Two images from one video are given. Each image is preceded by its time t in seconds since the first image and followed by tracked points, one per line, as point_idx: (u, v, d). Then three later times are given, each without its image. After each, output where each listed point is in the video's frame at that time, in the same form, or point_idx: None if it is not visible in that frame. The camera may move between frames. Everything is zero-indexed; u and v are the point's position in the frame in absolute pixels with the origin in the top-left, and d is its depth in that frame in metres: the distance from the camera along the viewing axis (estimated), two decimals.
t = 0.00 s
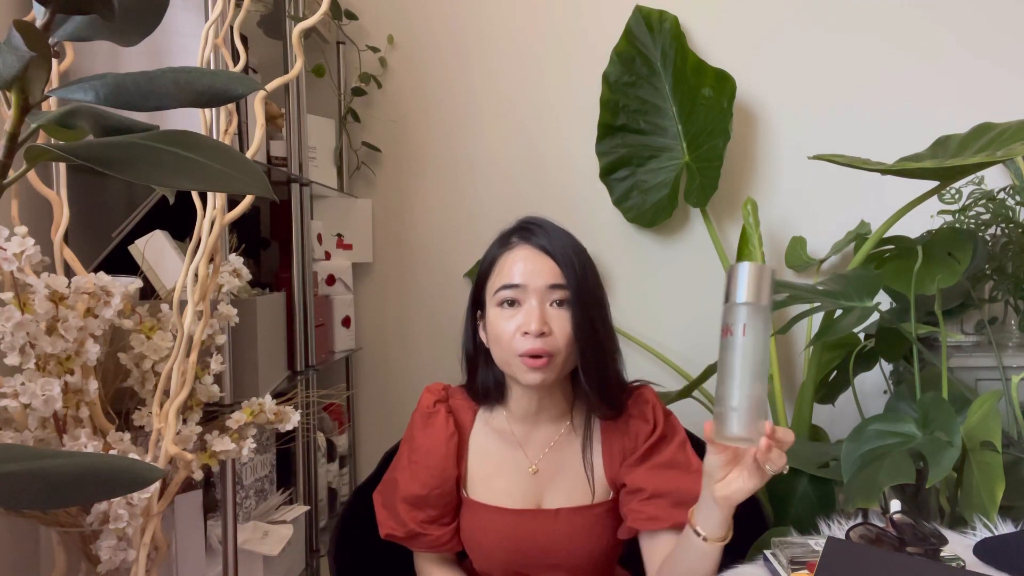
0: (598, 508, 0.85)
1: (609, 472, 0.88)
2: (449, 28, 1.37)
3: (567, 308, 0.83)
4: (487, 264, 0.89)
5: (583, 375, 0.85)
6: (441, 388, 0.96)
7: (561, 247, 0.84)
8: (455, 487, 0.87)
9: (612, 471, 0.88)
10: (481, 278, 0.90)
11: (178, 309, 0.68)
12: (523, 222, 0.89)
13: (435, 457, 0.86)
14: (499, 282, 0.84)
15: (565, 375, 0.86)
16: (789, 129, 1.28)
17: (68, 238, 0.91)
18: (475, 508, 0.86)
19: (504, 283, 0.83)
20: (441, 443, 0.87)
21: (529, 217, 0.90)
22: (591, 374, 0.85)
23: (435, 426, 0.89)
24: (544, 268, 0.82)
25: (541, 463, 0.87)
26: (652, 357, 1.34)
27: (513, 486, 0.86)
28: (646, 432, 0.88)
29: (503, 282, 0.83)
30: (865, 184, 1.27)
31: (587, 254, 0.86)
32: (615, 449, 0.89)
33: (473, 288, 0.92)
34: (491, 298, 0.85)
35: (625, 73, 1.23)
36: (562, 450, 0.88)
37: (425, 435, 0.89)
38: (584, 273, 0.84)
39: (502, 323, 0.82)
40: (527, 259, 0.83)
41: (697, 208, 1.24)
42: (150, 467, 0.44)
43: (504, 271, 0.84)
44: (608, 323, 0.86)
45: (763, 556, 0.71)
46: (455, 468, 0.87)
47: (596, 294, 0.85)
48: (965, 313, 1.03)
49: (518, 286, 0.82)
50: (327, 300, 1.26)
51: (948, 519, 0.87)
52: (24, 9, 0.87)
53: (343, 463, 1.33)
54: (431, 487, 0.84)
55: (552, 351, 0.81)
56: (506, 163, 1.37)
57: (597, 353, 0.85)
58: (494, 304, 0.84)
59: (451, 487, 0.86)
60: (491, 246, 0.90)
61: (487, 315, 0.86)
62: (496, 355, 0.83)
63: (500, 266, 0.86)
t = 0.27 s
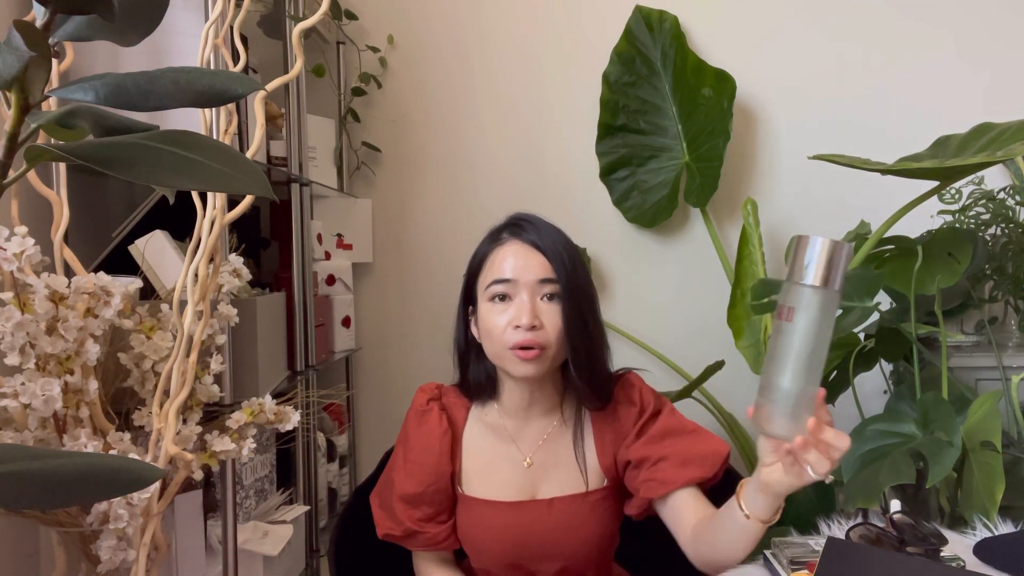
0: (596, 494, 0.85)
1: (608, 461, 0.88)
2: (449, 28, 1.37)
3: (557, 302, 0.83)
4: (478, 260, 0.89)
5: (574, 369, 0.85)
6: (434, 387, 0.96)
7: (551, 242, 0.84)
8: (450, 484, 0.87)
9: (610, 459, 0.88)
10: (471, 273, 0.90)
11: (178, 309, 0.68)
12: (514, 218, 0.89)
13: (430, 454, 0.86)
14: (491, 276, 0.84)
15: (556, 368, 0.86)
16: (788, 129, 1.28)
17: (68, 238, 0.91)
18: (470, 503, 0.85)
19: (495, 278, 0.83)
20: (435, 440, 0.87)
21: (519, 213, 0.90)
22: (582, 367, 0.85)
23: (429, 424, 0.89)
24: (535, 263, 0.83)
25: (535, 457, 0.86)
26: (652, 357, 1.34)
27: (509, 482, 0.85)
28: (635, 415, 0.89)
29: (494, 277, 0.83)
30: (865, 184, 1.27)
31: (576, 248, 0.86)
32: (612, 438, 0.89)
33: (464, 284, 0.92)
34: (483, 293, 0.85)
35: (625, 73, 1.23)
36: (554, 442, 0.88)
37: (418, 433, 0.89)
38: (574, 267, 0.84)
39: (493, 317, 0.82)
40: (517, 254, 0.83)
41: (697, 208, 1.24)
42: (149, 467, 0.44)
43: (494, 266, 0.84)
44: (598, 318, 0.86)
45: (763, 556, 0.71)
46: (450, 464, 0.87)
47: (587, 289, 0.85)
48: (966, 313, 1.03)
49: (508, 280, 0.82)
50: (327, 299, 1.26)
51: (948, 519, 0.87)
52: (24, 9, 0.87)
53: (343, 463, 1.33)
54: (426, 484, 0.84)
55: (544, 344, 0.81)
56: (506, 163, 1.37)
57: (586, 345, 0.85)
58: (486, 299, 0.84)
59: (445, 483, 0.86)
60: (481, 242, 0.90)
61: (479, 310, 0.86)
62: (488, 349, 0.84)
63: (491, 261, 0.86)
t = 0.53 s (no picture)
0: (597, 489, 0.86)
1: (606, 456, 0.87)
2: (449, 28, 1.37)
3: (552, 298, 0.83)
4: (472, 258, 0.89)
5: (568, 365, 0.84)
6: (429, 387, 0.96)
7: (546, 240, 0.84)
8: (447, 482, 0.87)
9: (608, 455, 0.88)
10: (465, 270, 0.90)
11: (178, 309, 0.68)
12: (507, 217, 0.89)
13: (426, 452, 0.86)
14: (485, 273, 0.84)
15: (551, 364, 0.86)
16: (788, 129, 1.28)
17: (68, 238, 0.91)
18: (466, 501, 0.85)
19: (489, 275, 0.83)
20: (431, 438, 0.87)
21: (513, 212, 0.90)
22: (577, 364, 0.84)
23: (424, 422, 0.90)
24: (530, 260, 0.83)
25: (531, 454, 0.86)
26: (651, 357, 1.34)
27: (507, 480, 0.85)
28: (628, 409, 0.89)
29: (489, 274, 0.83)
30: (865, 184, 1.27)
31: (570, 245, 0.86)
32: (609, 434, 0.89)
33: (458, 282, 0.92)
34: (478, 291, 0.85)
35: (625, 73, 1.23)
36: (550, 439, 0.88)
37: (414, 432, 0.89)
38: (569, 264, 0.84)
39: (488, 314, 0.82)
40: (512, 251, 0.83)
41: (697, 208, 1.24)
42: (149, 466, 0.44)
43: (489, 263, 0.84)
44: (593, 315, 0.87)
45: (764, 556, 0.70)
46: (446, 462, 0.87)
47: (581, 286, 0.85)
48: (966, 313, 1.03)
49: (503, 277, 0.82)
50: (327, 299, 1.26)
51: (948, 519, 0.87)
52: (24, 9, 0.87)
53: (343, 463, 1.33)
54: (423, 482, 0.84)
55: (539, 341, 0.81)
56: (505, 162, 1.37)
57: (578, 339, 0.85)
58: (481, 296, 0.84)
59: (442, 481, 0.86)
60: (474, 241, 0.90)
61: (474, 307, 0.86)
62: (482, 347, 0.84)
63: (486, 259, 0.86)
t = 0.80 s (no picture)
0: (596, 491, 0.86)
1: (604, 459, 0.88)
2: (449, 28, 1.37)
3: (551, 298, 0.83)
4: (471, 260, 0.89)
5: (569, 365, 0.84)
6: (427, 386, 0.96)
7: (545, 240, 0.84)
8: (445, 483, 0.86)
9: (607, 457, 0.88)
10: (464, 271, 0.89)
11: (178, 309, 0.68)
12: (506, 217, 0.89)
13: (424, 453, 0.86)
14: (485, 273, 0.84)
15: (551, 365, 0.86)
16: (788, 129, 1.28)
17: (68, 238, 0.91)
18: (464, 502, 0.85)
19: (489, 274, 0.83)
20: (429, 438, 0.87)
21: (511, 212, 0.90)
22: (577, 363, 0.84)
23: (422, 422, 0.89)
24: (529, 260, 0.83)
25: (529, 454, 0.86)
26: (651, 357, 1.34)
27: (506, 479, 0.85)
28: (630, 412, 0.89)
29: (489, 274, 0.83)
30: (866, 184, 1.27)
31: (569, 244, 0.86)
32: (609, 436, 0.89)
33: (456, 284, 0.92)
34: (477, 291, 0.85)
35: (625, 73, 1.23)
36: (550, 440, 0.88)
37: (412, 432, 0.89)
38: (568, 263, 0.84)
39: (488, 314, 0.82)
40: (511, 251, 0.83)
41: (697, 208, 1.24)
42: (150, 466, 0.44)
43: (488, 263, 0.84)
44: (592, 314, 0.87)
45: (764, 556, 0.70)
46: (444, 462, 0.87)
47: (580, 286, 0.85)
48: (966, 313, 1.03)
49: (503, 276, 0.82)
50: (327, 299, 1.26)
51: (948, 519, 0.87)
52: (25, 9, 0.87)
53: (343, 463, 1.33)
54: (421, 483, 0.84)
55: (539, 340, 0.81)
56: (505, 162, 1.37)
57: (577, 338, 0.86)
58: (480, 296, 0.84)
59: (440, 482, 0.86)
60: (473, 242, 0.90)
61: (473, 307, 0.86)
62: (482, 347, 0.84)
63: (485, 258, 0.86)
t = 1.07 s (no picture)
0: (596, 494, 0.86)
1: (603, 462, 0.87)
2: (449, 28, 1.37)
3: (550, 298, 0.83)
4: (471, 259, 0.89)
5: (568, 365, 0.84)
6: (427, 387, 0.96)
7: (543, 240, 0.84)
8: (444, 484, 0.87)
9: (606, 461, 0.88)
10: (463, 272, 0.90)
11: (179, 309, 0.68)
12: (505, 217, 0.89)
13: (424, 454, 0.86)
14: (484, 273, 0.84)
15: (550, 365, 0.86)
16: (788, 129, 1.28)
17: (68, 238, 0.91)
18: (463, 504, 0.85)
19: (488, 274, 0.83)
20: (429, 440, 0.87)
21: (511, 212, 0.90)
22: (576, 364, 0.84)
23: (422, 424, 0.90)
24: (528, 260, 0.83)
25: (529, 454, 0.86)
26: (651, 357, 1.34)
27: (505, 479, 0.85)
28: (630, 415, 0.89)
29: (488, 274, 0.83)
30: (865, 184, 1.27)
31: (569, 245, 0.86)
32: (608, 439, 0.89)
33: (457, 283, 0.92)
34: (476, 291, 0.85)
35: (624, 73, 1.23)
36: (550, 441, 0.88)
37: (412, 433, 0.89)
38: (567, 263, 0.84)
39: (487, 314, 0.82)
40: (510, 251, 0.83)
41: (697, 208, 1.24)
42: (150, 467, 0.44)
43: (488, 263, 0.84)
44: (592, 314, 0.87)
45: (764, 556, 0.70)
46: (444, 464, 0.87)
47: (580, 286, 0.85)
48: (966, 313, 1.03)
49: (502, 276, 0.82)
50: (327, 299, 1.26)
51: (948, 519, 0.87)
52: (25, 9, 0.87)
53: (343, 464, 1.33)
54: (420, 485, 0.84)
55: (538, 341, 0.81)
56: (505, 162, 1.37)
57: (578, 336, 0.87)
58: (479, 296, 0.84)
59: (439, 483, 0.86)
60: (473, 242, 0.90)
61: (473, 307, 0.86)
62: (481, 348, 0.84)
63: (485, 259, 0.86)
